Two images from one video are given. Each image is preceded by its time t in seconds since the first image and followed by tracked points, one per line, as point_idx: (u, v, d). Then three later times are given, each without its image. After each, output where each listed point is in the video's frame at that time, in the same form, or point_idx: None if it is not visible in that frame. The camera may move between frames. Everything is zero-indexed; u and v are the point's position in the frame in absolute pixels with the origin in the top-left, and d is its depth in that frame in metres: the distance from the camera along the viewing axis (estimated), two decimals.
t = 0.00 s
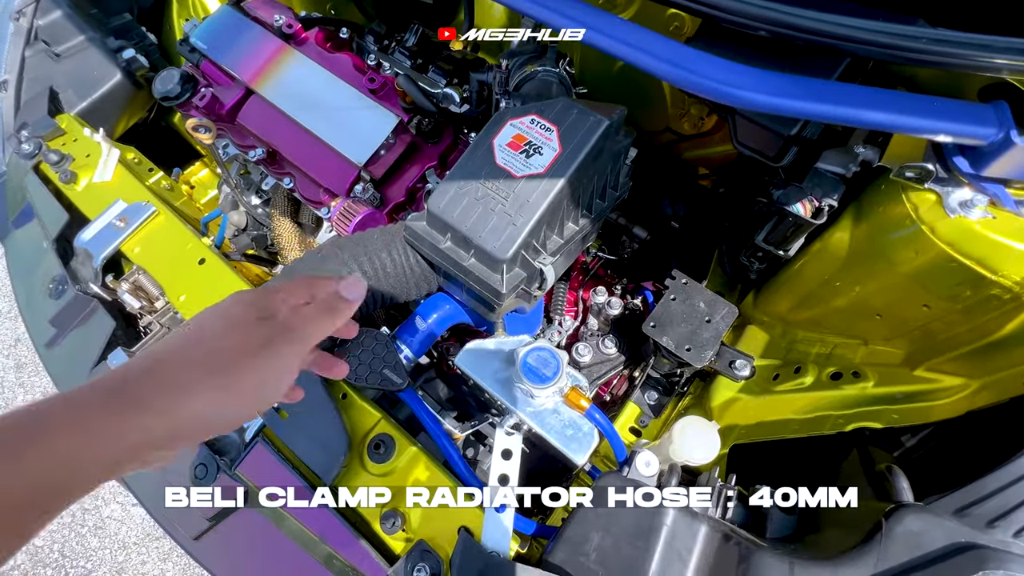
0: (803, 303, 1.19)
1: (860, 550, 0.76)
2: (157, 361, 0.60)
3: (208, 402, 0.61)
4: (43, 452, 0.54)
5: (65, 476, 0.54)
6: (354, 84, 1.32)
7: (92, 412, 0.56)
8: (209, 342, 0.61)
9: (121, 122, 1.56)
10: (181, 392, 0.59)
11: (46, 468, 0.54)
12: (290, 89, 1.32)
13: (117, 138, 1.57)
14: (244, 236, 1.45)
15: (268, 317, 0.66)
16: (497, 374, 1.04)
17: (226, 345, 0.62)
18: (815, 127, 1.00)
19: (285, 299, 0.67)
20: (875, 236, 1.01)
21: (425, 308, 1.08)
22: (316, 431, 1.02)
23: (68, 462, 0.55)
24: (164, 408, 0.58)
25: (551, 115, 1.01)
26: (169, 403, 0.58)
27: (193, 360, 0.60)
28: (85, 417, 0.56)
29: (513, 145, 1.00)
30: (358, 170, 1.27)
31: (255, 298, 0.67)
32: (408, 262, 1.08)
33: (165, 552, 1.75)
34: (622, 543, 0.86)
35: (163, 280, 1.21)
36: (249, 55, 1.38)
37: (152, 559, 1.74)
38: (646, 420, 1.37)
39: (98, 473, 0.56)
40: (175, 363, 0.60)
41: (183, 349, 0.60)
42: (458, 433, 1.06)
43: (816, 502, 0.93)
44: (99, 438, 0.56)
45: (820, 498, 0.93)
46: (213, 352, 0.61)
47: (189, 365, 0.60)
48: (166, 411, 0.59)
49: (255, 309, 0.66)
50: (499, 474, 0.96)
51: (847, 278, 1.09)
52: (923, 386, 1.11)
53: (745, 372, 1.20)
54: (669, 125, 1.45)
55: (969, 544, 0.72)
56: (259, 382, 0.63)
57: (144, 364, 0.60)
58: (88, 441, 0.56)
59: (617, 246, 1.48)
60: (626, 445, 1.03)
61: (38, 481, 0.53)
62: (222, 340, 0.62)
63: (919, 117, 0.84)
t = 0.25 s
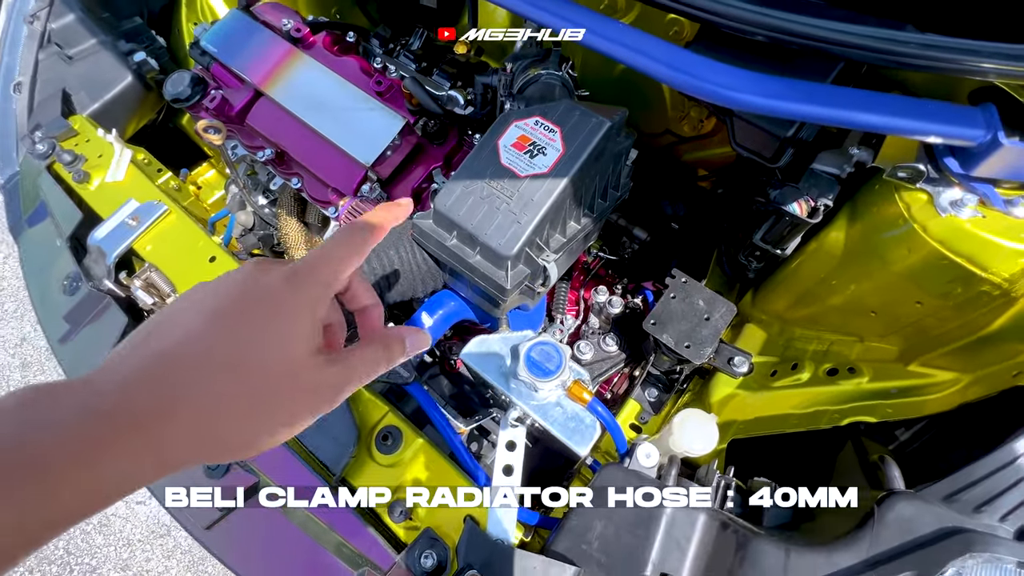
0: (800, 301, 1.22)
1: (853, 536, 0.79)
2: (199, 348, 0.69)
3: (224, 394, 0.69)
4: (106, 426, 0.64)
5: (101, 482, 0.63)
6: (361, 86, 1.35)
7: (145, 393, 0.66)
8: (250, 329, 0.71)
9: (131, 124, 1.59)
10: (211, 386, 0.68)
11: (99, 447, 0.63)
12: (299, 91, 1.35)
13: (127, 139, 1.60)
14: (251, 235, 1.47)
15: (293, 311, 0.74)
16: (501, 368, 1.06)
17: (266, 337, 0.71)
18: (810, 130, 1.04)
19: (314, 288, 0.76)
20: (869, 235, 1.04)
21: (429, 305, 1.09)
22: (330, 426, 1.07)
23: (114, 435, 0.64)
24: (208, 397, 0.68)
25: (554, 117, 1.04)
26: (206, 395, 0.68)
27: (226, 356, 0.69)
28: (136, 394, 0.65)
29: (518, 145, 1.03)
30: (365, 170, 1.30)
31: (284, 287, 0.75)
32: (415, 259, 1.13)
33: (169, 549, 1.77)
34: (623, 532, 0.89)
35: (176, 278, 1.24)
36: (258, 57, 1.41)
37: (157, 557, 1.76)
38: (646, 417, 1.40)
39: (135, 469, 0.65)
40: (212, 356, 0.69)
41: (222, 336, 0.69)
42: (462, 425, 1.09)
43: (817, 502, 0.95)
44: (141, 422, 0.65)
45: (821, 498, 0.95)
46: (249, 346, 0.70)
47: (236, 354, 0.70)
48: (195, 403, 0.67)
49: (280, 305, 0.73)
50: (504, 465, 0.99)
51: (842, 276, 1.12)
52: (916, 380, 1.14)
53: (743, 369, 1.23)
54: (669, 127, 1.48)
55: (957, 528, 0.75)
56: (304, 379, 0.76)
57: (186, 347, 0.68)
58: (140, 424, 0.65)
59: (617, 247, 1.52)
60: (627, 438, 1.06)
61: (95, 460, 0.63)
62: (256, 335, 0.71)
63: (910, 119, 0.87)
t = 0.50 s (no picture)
0: (801, 298, 1.23)
1: (856, 524, 0.80)
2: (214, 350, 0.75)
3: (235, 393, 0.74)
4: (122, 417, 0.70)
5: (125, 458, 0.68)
6: (366, 86, 1.37)
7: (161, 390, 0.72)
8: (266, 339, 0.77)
9: (137, 124, 1.61)
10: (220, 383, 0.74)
11: (108, 437, 0.69)
12: (304, 91, 1.36)
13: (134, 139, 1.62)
14: (255, 234, 1.51)
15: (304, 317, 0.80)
16: (506, 362, 1.07)
17: (278, 339, 0.78)
18: (811, 127, 1.04)
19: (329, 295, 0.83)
20: (869, 231, 1.06)
21: (434, 300, 1.10)
22: (335, 416, 1.08)
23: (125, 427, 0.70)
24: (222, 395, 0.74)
25: (558, 114, 1.06)
26: (221, 393, 0.74)
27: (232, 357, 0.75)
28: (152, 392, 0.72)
29: (523, 142, 1.04)
30: (370, 167, 1.31)
31: (297, 292, 0.81)
32: (420, 255, 1.12)
33: (172, 549, 1.77)
34: (628, 523, 0.90)
35: (183, 274, 1.25)
36: (264, 57, 1.43)
37: (159, 556, 1.77)
38: (648, 413, 1.41)
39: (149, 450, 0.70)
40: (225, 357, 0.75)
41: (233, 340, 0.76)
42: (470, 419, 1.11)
43: (816, 502, 0.92)
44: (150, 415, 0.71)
45: (820, 498, 0.92)
46: (260, 347, 0.76)
47: (248, 352, 0.76)
48: (203, 397, 0.73)
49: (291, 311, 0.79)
50: (510, 458, 1.00)
51: (843, 273, 1.13)
52: (917, 374, 1.15)
53: (745, 365, 1.23)
54: (670, 127, 1.50)
55: (958, 516, 0.76)
56: (313, 378, 0.80)
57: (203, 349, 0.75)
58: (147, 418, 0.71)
59: (619, 246, 1.53)
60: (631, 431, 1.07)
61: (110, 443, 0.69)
62: (267, 339, 0.77)
63: (908, 115, 0.88)
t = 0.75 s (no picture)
0: (804, 292, 1.23)
1: (861, 512, 0.80)
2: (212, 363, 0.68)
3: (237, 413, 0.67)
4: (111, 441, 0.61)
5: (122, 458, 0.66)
6: (368, 82, 1.37)
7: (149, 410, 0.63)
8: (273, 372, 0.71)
9: (140, 121, 1.62)
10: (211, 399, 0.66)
11: (85, 461, 0.60)
12: (307, 87, 1.37)
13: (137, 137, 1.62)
14: (257, 231, 1.50)
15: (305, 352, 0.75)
16: (510, 355, 1.07)
17: (287, 366, 0.72)
18: (814, 120, 1.05)
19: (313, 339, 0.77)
20: (872, 224, 1.06)
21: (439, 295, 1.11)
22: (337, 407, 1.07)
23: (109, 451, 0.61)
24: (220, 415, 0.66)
25: (561, 106, 1.06)
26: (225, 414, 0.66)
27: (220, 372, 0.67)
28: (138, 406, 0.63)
29: (526, 134, 1.05)
30: (374, 162, 1.32)
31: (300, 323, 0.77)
32: (423, 249, 1.12)
33: (173, 548, 1.77)
34: (633, 513, 0.90)
35: (186, 269, 1.25)
36: (266, 53, 1.43)
37: (160, 555, 1.76)
38: (651, 409, 1.40)
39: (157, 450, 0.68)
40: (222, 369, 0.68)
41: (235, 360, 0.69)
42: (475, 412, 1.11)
43: (816, 502, 0.91)
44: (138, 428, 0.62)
45: (821, 498, 0.91)
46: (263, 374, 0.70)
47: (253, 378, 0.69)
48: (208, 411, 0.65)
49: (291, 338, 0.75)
50: (513, 449, 1.01)
51: (845, 266, 1.13)
52: (920, 367, 1.15)
53: (748, 359, 1.24)
54: (671, 123, 1.50)
55: (964, 502, 0.76)
56: (316, 399, 0.76)
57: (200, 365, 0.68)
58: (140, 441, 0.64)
59: (620, 243, 1.53)
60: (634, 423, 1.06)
61: (88, 466, 0.60)
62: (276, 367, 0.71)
63: (910, 105, 0.88)
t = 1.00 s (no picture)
0: (798, 294, 1.25)
1: (849, 511, 0.82)
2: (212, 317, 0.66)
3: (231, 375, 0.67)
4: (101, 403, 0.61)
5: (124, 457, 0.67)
6: (368, 88, 1.39)
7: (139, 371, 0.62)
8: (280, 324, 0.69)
9: (143, 126, 1.64)
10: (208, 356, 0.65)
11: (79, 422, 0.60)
12: (307, 93, 1.39)
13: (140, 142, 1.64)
14: (258, 235, 1.53)
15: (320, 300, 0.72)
16: (507, 358, 1.09)
17: (292, 318, 0.69)
18: (804, 127, 1.07)
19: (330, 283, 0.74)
20: (863, 228, 1.07)
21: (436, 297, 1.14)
22: (337, 409, 1.09)
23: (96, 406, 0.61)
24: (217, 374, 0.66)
25: (557, 113, 1.08)
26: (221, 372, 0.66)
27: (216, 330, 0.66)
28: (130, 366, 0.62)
29: (523, 141, 1.07)
30: (373, 168, 1.33)
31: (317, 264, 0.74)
32: (422, 252, 1.15)
33: (174, 549, 1.79)
34: (627, 513, 0.92)
35: (189, 273, 1.27)
36: (268, 60, 1.45)
37: (161, 557, 1.78)
38: (647, 411, 1.42)
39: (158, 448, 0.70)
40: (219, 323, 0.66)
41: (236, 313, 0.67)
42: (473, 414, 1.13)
43: (816, 502, 0.91)
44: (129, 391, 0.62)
45: (821, 498, 0.91)
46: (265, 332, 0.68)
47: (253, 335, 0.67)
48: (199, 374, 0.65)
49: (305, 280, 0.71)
50: (510, 449, 1.03)
51: (837, 270, 1.15)
52: (911, 368, 1.17)
53: (742, 361, 1.26)
54: (668, 129, 1.52)
55: (949, 501, 0.78)
56: (330, 346, 0.75)
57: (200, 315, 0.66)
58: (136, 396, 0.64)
59: (618, 247, 1.55)
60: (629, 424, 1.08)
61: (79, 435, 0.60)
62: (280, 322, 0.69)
63: (899, 112, 0.90)
